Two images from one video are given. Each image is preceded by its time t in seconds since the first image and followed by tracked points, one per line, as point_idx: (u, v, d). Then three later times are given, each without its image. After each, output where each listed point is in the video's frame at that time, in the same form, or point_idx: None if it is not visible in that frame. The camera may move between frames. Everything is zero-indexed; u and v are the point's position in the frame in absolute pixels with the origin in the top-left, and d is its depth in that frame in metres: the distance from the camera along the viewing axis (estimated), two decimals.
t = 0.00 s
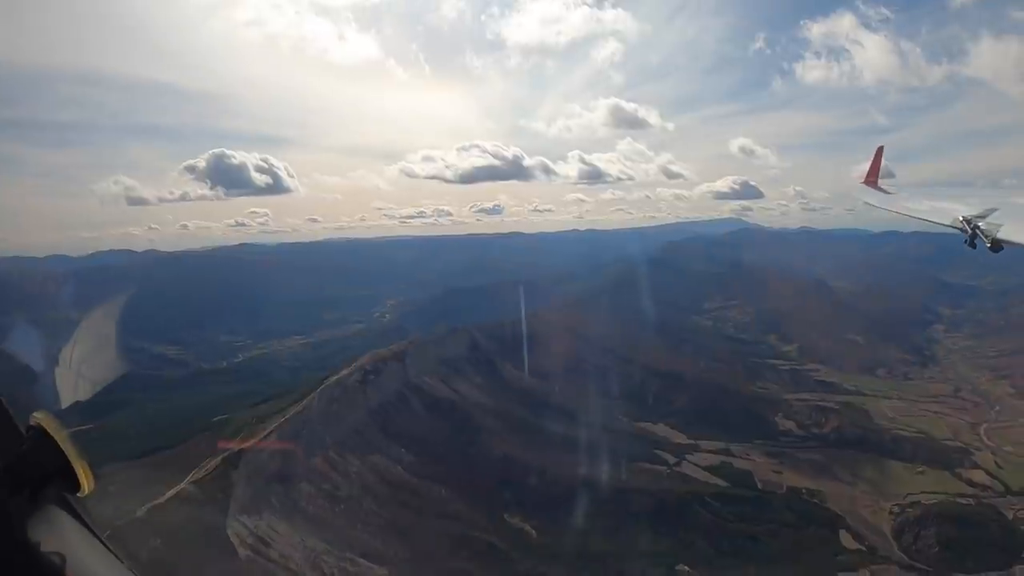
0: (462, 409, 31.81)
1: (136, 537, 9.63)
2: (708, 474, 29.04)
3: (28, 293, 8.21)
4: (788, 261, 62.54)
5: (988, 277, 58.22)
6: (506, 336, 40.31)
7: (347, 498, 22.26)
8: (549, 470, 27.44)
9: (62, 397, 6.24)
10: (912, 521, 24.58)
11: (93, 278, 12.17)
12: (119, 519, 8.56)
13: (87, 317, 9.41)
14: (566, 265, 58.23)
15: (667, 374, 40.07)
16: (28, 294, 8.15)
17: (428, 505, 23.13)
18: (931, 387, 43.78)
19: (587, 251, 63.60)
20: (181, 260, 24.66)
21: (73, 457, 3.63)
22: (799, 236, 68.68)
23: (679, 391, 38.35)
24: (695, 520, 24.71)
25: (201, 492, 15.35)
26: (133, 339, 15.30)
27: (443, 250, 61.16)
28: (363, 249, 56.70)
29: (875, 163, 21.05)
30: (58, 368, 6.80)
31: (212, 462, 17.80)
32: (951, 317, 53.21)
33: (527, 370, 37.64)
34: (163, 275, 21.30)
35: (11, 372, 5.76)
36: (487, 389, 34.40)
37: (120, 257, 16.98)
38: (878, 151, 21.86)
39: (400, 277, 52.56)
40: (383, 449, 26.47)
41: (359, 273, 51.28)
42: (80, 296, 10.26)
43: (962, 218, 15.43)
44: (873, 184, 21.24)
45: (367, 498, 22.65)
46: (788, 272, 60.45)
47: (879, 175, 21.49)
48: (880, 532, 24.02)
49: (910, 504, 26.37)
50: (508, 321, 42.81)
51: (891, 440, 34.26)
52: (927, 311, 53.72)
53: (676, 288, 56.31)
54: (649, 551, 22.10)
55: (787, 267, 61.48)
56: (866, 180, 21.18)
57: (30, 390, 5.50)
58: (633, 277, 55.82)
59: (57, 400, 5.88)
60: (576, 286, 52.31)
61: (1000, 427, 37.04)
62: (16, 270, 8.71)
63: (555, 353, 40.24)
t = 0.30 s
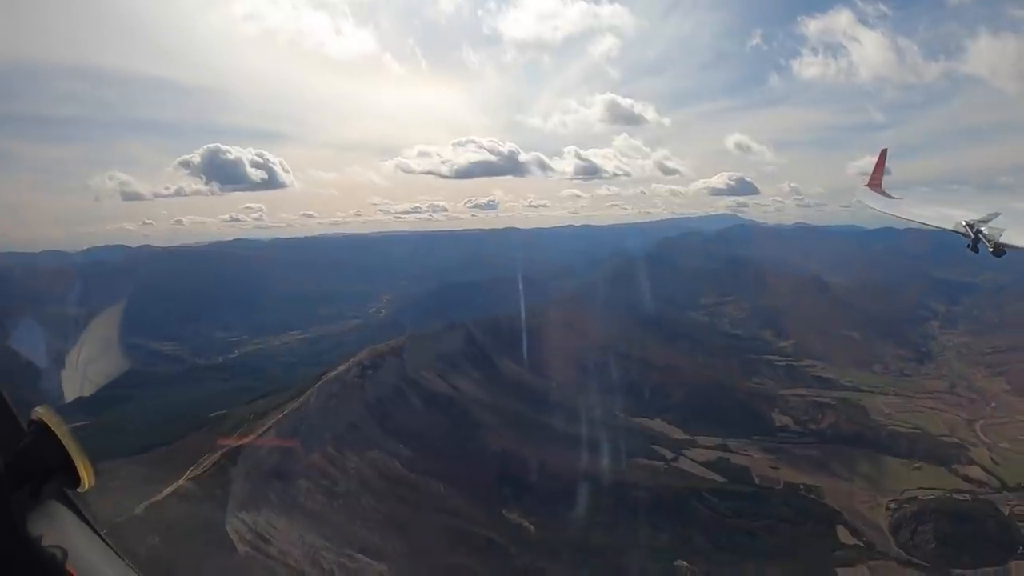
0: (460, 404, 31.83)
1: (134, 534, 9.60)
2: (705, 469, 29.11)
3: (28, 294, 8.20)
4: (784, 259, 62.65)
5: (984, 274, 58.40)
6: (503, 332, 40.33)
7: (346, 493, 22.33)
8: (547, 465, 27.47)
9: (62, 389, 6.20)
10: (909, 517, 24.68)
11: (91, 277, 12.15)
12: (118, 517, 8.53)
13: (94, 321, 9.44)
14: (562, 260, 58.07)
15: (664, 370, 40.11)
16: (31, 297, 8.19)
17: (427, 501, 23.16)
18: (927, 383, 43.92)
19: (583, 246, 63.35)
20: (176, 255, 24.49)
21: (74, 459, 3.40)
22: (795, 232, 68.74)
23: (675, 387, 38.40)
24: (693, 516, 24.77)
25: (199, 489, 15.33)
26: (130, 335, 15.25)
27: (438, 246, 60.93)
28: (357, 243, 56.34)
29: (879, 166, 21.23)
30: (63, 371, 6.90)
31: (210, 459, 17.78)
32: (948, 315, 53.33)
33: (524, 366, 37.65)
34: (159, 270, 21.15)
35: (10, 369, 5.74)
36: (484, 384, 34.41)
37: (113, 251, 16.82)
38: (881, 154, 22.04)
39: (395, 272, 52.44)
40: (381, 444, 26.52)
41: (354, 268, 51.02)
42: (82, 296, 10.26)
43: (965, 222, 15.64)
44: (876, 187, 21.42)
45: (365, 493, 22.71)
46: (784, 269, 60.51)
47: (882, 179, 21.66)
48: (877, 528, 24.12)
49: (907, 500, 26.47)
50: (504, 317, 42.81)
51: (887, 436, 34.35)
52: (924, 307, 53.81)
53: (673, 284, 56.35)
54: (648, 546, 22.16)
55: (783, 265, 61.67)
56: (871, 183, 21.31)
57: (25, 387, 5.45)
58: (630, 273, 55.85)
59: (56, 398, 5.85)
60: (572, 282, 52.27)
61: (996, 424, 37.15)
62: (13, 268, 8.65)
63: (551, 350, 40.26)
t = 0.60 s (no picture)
0: (455, 396, 31.89)
1: (131, 526, 9.57)
2: (699, 463, 29.24)
3: (30, 289, 8.16)
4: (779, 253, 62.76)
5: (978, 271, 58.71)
6: (498, 325, 40.30)
7: (341, 486, 22.69)
8: (543, 457, 27.55)
9: (59, 389, 6.22)
10: (902, 512, 24.87)
11: (90, 271, 12.11)
12: (115, 509, 8.50)
13: (97, 319, 9.45)
14: (558, 252, 57.94)
15: (659, 362, 40.21)
16: (34, 293, 8.18)
17: (422, 493, 23.29)
18: (921, 377, 44.13)
19: (577, 237, 63.01)
20: (169, 245, 24.30)
21: (68, 450, 4.16)
22: (789, 226, 68.82)
23: (670, 380, 38.51)
24: (689, 509, 24.90)
25: (196, 481, 15.32)
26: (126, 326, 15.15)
27: (432, 237, 60.64)
28: (351, 234, 55.99)
29: (881, 171, 21.36)
30: (64, 370, 6.93)
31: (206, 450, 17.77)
32: (942, 310, 53.60)
33: (519, 359, 37.71)
34: (152, 261, 21.01)
35: (7, 364, 5.73)
36: (479, 376, 34.41)
37: (107, 242, 16.68)
38: (883, 161, 22.18)
39: (390, 263, 52.27)
40: (375, 437, 26.64)
41: (348, 259, 50.77)
42: (83, 291, 10.24)
43: (968, 229, 15.84)
44: (877, 193, 21.54)
45: (361, 486, 23.03)
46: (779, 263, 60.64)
47: (882, 185, 21.77)
48: (872, 522, 24.26)
49: (900, 494, 26.67)
50: (500, 309, 42.82)
51: (881, 430, 34.56)
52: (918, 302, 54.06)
53: (667, 277, 56.44)
54: (643, 539, 22.27)
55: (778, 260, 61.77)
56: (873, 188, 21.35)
57: (21, 384, 5.45)
58: (624, 267, 55.83)
59: (55, 396, 5.86)
60: (567, 275, 52.24)
61: (989, 420, 37.43)
62: (11, 261, 8.55)
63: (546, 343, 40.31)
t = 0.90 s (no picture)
0: (451, 393, 31.87)
1: (127, 523, 9.53)
2: (694, 460, 29.29)
3: (26, 284, 8.09)
4: (775, 251, 62.86)
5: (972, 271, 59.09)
6: (493, 322, 40.26)
7: (337, 482, 22.64)
8: (538, 455, 27.57)
9: (56, 389, 6.13)
10: (896, 511, 25.01)
11: (86, 266, 12.04)
12: (110, 505, 8.45)
13: (94, 315, 9.40)
14: (553, 249, 57.90)
15: (654, 360, 40.33)
16: (32, 288, 8.12)
17: (418, 490, 23.28)
18: (914, 376, 44.33)
19: (573, 233, 62.94)
20: (163, 239, 24.10)
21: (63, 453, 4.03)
22: (784, 226, 69.01)
23: (665, 377, 38.59)
24: (684, 507, 24.94)
25: (191, 476, 15.28)
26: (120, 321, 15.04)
27: (428, 233, 60.50)
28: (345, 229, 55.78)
29: (876, 171, 21.41)
30: (59, 369, 6.86)
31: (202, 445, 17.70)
32: (934, 311, 53.92)
33: (515, 356, 37.73)
34: (146, 255, 20.87)
35: None
36: (474, 373, 34.38)
37: (101, 236, 16.54)
38: (880, 161, 22.22)
39: (384, 259, 52.12)
40: (372, 434, 26.67)
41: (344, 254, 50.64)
42: (80, 288, 10.18)
43: (962, 226, 15.95)
44: (874, 191, 21.52)
45: (356, 482, 22.98)
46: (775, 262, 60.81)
47: (879, 187, 21.77)
48: (866, 521, 24.38)
49: (894, 493, 26.79)
50: (495, 306, 42.83)
51: (874, 429, 34.72)
52: (912, 303, 54.30)
53: (661, 276, 56.55)
54: (639, 536, 22.32)
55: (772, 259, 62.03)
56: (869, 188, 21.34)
57: (13, 384, 5.36)
58: (618, 265, 55.87)
59: (51, 396, 5.79)
60: (563, 273, 52.27)
61: (981, 420, 37.67)
62: (5, 257, 8.47)
63: (541, 340, 40.33)
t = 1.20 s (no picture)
0: (446, 391, 31.85)
1: (122, 520, 9.49)
2: (688, 462, 29.32)
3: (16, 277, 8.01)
4: (770, 254, 63.00)
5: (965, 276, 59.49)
6: (488, 322, 40.22)
7: (332, 480, 22.61)
8: (533, 454, 27.55)
9: (45, 385, 6.06)
10: (889, 514, 25.11)
11: (80, 261, 11.98)
12: (106, 505, 8.45)
13: (89, 309, 9.33)
14: (549, 248, 57.90)
15: (649, 362, 40.39)
16: (23, 283, 8.06)
17: (412, 489, 23.26)
18: (908, 381, 44.46)
19: (569, 232, 62.91)
20: (157, 234, 24.01)
21: (53, 447, 4.01)
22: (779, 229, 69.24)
23: (660, 379, 38.66)
24: (679, 508, 24.95)
25: (187, 472, 15.24)
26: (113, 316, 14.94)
27: (422, 231, 60.42)
28: (339, 226, 55.64)
29: (872, 164, 21.49)
30: (50, 366, 6.69)
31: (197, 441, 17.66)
32: (928, 316, 54.15)
33: (510, 355, 37.70)
34: (140, 249, 20.78)
35: None
36: (470, 372, 34.34)
37: (95, 230, 16.48)
38: (874, 155, 22.30)
39: (380, 257, 52.01)
40: (367, 431, 26.65)
41: (338, 251, 50.53)
42: (71, 282, 10.09)
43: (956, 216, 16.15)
44: (870, 181, 21.57)
45: (351, 481, 22.96)
46: (771, 264, 60.93)
47: (874, 177, 21.88)
48: (860, 525, 24.45)
49: (888, 497, 26.87)
50: (490, 305, 42.82)
51: (867, 432, 34.85)
52: (906, 308, 54.50)
53: (656, 278, 56.63)
54: (633, 537, 22.33)
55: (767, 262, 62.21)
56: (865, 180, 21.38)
57: (3, 381, 5.30)
58: (614, 266, 55.88)
59: (40, 391, 5.73)
60: (558, 273, 52.28)
61: (973, 424, 37.83)
62: None
63: (536, 339, 40.34)
